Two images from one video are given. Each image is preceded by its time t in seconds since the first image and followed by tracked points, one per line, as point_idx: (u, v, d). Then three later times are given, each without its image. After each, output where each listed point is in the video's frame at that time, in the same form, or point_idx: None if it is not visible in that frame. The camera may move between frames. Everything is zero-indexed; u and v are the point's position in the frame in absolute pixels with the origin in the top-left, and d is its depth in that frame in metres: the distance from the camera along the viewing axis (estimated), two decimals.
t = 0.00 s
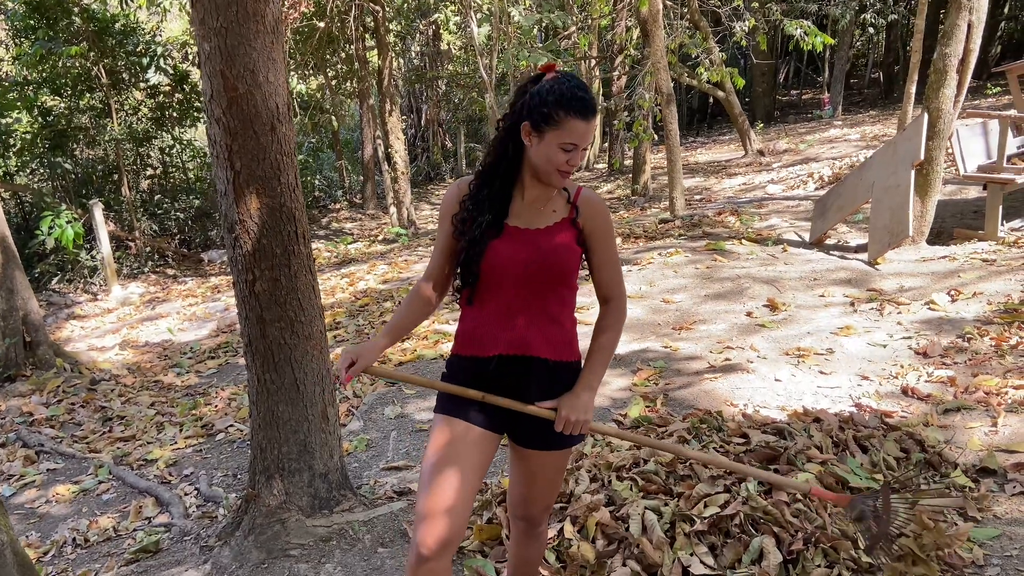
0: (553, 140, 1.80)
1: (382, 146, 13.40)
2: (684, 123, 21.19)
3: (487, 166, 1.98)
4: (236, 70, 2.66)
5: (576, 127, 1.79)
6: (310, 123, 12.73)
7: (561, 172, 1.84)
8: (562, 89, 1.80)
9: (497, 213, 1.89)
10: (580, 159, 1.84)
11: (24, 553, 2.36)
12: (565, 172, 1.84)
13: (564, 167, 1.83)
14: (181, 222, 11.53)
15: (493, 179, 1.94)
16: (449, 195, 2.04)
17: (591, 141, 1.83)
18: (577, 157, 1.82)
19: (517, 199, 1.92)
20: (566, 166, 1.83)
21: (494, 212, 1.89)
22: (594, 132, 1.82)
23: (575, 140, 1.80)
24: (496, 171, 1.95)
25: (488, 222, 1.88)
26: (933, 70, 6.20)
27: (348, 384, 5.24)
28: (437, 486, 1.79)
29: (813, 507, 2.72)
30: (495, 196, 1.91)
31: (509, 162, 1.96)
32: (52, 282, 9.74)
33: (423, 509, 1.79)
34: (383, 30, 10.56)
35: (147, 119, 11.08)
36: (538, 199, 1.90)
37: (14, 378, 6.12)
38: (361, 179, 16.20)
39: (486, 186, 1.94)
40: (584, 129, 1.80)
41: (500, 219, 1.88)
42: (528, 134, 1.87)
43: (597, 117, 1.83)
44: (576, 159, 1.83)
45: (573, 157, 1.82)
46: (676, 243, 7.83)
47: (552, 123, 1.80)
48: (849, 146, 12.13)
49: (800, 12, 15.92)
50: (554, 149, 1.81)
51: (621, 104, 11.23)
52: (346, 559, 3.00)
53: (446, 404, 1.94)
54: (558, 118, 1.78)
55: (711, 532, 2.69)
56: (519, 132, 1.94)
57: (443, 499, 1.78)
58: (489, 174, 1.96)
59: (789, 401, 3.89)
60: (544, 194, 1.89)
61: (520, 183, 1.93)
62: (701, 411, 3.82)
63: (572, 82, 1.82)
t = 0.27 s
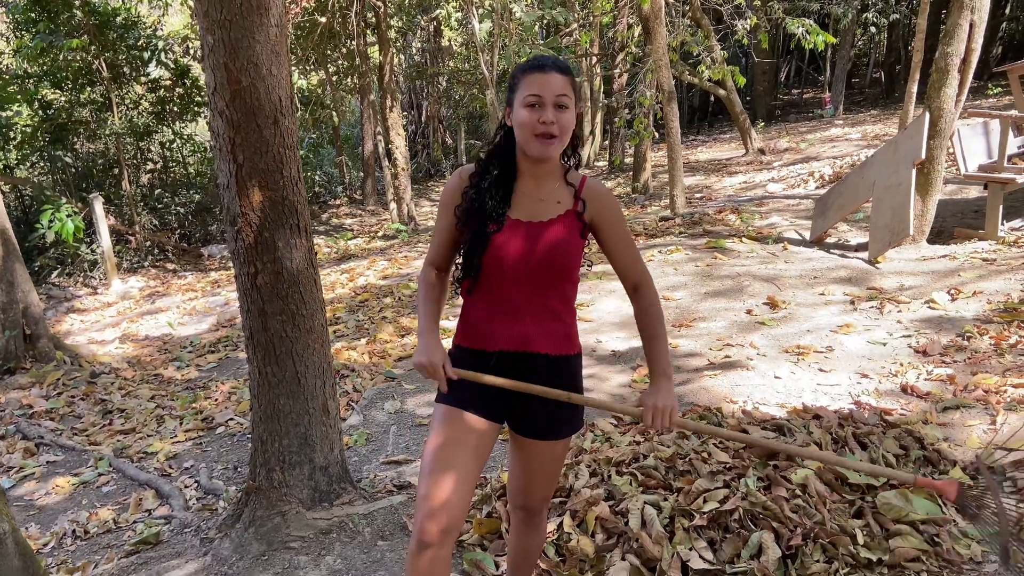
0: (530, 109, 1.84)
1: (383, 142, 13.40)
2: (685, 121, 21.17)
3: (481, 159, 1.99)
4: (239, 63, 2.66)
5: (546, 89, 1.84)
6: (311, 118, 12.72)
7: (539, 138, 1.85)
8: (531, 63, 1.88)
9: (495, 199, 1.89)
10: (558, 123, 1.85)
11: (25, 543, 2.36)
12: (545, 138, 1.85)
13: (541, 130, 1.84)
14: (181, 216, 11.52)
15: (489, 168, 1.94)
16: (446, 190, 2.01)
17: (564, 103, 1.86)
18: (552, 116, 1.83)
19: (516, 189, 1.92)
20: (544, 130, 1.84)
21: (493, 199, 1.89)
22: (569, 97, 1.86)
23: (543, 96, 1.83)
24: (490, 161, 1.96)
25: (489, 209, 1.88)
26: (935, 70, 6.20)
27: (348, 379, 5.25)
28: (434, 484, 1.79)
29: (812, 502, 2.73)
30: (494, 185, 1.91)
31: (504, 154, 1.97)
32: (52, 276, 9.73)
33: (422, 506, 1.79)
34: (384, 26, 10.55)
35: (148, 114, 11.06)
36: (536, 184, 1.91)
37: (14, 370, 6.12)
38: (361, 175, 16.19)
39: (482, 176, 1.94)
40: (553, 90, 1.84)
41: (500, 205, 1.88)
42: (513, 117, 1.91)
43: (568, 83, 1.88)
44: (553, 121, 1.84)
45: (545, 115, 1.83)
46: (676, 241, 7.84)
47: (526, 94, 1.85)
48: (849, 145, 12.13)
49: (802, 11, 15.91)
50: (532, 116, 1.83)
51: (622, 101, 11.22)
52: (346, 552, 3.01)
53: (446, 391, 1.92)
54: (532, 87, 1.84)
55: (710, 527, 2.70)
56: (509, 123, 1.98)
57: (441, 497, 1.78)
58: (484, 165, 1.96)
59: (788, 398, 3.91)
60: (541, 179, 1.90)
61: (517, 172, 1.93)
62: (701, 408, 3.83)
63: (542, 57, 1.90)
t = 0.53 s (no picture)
0: (515, 107, 1.85)
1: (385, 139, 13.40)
2: (688, 120, 21.14)
3: (480, 161, 2.00)
4: (244, 58, 2.67)
5: (527, 86, 1.84)
6: (314, 115, 12.72)
7: (528, 134, 1.84)
8: (514, 62, 1.89)
9: (494, 198, 1.89)
10: (544, 116, 1.84)
11: (28, 535, 2.38)
12: (533, 133, 1.84)
13: (528, 125, 1.84)
14: (184, 212, 11.53)
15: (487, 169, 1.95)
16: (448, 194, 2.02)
17: (548, 96, 1.85)
18: (536, 110, 1.83)
19: (515, 189, 1.92)
20: (531, 126, 1.84)
21: (492, 198, 1.89)
22: (551, 91, 1.86)
23: (524, 92, 1.84)
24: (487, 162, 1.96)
25: (489, 209, 1.88)
26: (938, 70, 6.20)
27: (350, 375, 5.26)
28: (434, 479, 1.78)
29: (812, 501, 2.74)
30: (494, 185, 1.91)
31: (501, 153, 1.97)
32: (55, 270, 9.74)
33: (421, 501, 1.78)
34: (388, 23, 10.55)
35: (151, 109, 11.07)
36: (535, 182, 1.91)
37: (16, 364, 6.14)
38: (364, 172, 16.19)
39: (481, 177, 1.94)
40: (535, 86, 1.84)
41: (501, 205, 1.88)
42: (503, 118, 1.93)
43: (548, 77, 1.88)
44: (538, 116, 1.83)
45: (529, 110, 1.83)
46: (678, 240, 7.84)
47: (509, 93, 1.86)
48: (852, 145, 12.11)
49: (806, 11, 15.89)
50: (517, 114, 1.84)
51: (625, 100, 11.21)
52: (346, 547, 3.02)
53: (451, 386, 1.92)
54: (515, 85, 1.85)
55: (709, 525, 2.71)
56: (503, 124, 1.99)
57: (440, 494, 1.77)
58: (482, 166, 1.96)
59: (789, 398, 3.91)
60: (539, 176, 1.91)
61: (515, 172, 1.94)
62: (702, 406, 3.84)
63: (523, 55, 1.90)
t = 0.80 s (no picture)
0: (512, 108, 1.85)
1: (389, 138, 13.41)
2: (692, 120, 21.10)
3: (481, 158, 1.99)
4: (247, 56, 2.67)
5: (523, 85, 1.84)
6: (319, 114, 12.73)
7: (526, 132, 1.85)
8: (509, 63, 1.89)
9: (496, 197, 1.88)
10: (540, 115, 1.84)
11: (30, 531, 2.38)
12: (531, 132, 1.84)
13: (524, 125, 1.84)
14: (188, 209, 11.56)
15: (488, 169, 1.93)
16: (449, 197, 1.96)
17: (544, 95, 1.85)
18: (531, 109, 1.83)
19: (517, 187, 1.92)
20: (528, 125, 1.84)
21: (493, 197, 1.88)
22: (547, 90, 1.85)
23: (519, 92, 1.84)
24: (487, 161, 1.95)
25: (492, 208, 1.87)
26: (943, 71, 6.17)
27: (352, 373, 5.27)
28: (436, 466, 1.74)
29: (814, 502, 2.74)
30: (496, 184, 1.89)
31: (500, 151, 1.96)
32: (60, 267, 9.78)
33: (422, 491, 1.72)
34: (393, 22, 10.55)
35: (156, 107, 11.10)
36: (536, 181, 1.91)
37: (20, 361, 6.16)
38: (368, 171, 16.21)
39: (482, 177, 1.93)
40: (531, 84, 1.84)
41: (502, 204, 1.87)
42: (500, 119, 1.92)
43: (544, 76, 1.87)
44: (535, 115, 1.83)
45: (525, 110, 1.83)
46: (682, 240, 7.83)
47: (505, 94, 1.86)
48: (857, 146, 12.07)
49: (811, 11, 15.84)
50: (513, 114, 1.84)
51: (630, 100, 11.19)
52: (347, 544, 3.03)
53: (454, 382, 1.91)
54: (511, 85, 1.85)
55: (711, 524, 2.71)
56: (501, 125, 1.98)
57: (442, 480, 1.73)
58: (483, 165, 1.95)
59: (791, 398, 3.90)
60: (540, 175, 1.90)
61: (516, 171, 1.93)
62: (704, 406, 3.84)
63: (518, 55, 1.90)
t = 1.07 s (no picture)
0: (503, 107, 1.88)
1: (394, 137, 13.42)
2: (697, 120, 21.05)
3: (476, 160, 2.01)
4: (251, 56, 2.67)
5: (514, 84, 1.86)
6: (323, 114, 12.75)
7: (516, 131, 1.87)
8: (501, 63, 1.92)
9: (488, 195, 1.89)
10: (531, 114, 1.86)
11: (33, 530, 2.39)
12: (521, 132, 1.86)
13: (515, 124, 1.86)
14: (193, 209, 11.60)
15: (482, 168, 1.95)
16: (442, 196, 2.03)
17: (535, 94, 1.86)
18: (522, 109, 1.85)
19: (510, 187, 1.93)
20: (518, 124, 1.86)
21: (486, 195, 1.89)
22: (538, 89, 1.87)
23: (510, 92, 1.86)
24: (481, 160, 1.97)
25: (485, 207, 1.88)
26: (949, 71, 6.15)
27: (356, 373, 5.27)
28: (459, 491, 1.89)
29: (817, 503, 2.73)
30: (489, 183, 1.91)
31: (493, 151, 1.98)
32: (66, 266, 9.84)
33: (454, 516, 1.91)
34: (398, 22, 10.56)
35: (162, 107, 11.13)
36: (529, 180, 1.92)
37: (25, 359, 6.19)
38: (372, 171, 16.22)
39: (476, 176, 1.95)
40: (522, 83, 1.86)
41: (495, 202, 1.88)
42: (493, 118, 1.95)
43: (535, 75, 1.89)
44: (525, 114, 1.86)
45: (516, 109, 1.86)
46: (687, 240, 7.81)
47: (497, 94, 1.89)
48: (863, 146, 12.02)
49: (817, 11, 15.78)
50: (504, 113, 1.87)
51: (634, 100, 11.18)
52: (350, 544, 3.03)
53: (452, 388, 1.96)
54: (503, 84, 1.87)
55: (713, 526, 2.70)
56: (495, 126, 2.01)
57: (470, 501, 1.89)
58: (477, 166, 1.97)
59: (795, 399, 3.89)
60: (533, 174, 1.92)
61: (509, 170, 1.95)
62: (707, 406, 3.83)
63: (509, 55, 1.93)
